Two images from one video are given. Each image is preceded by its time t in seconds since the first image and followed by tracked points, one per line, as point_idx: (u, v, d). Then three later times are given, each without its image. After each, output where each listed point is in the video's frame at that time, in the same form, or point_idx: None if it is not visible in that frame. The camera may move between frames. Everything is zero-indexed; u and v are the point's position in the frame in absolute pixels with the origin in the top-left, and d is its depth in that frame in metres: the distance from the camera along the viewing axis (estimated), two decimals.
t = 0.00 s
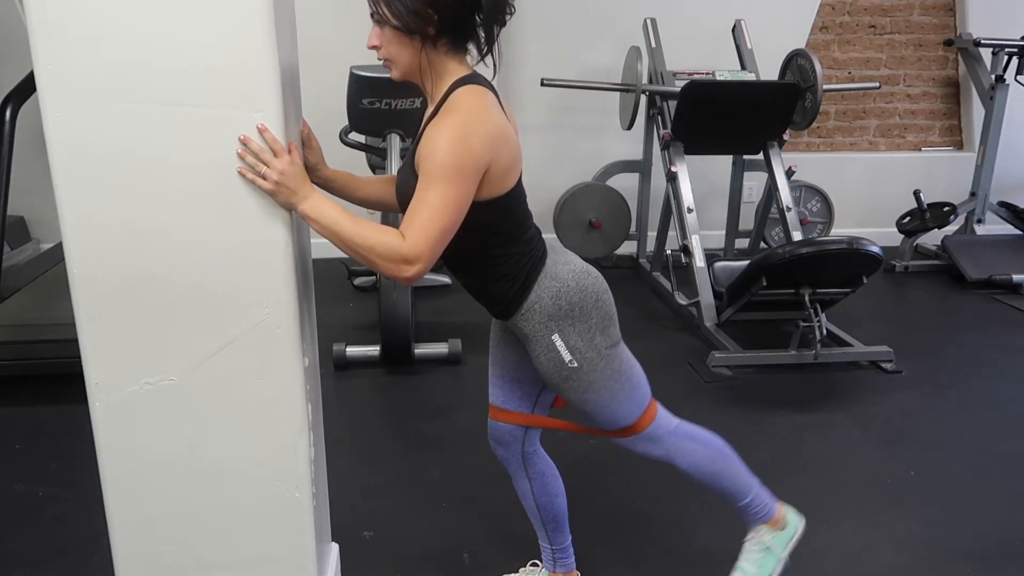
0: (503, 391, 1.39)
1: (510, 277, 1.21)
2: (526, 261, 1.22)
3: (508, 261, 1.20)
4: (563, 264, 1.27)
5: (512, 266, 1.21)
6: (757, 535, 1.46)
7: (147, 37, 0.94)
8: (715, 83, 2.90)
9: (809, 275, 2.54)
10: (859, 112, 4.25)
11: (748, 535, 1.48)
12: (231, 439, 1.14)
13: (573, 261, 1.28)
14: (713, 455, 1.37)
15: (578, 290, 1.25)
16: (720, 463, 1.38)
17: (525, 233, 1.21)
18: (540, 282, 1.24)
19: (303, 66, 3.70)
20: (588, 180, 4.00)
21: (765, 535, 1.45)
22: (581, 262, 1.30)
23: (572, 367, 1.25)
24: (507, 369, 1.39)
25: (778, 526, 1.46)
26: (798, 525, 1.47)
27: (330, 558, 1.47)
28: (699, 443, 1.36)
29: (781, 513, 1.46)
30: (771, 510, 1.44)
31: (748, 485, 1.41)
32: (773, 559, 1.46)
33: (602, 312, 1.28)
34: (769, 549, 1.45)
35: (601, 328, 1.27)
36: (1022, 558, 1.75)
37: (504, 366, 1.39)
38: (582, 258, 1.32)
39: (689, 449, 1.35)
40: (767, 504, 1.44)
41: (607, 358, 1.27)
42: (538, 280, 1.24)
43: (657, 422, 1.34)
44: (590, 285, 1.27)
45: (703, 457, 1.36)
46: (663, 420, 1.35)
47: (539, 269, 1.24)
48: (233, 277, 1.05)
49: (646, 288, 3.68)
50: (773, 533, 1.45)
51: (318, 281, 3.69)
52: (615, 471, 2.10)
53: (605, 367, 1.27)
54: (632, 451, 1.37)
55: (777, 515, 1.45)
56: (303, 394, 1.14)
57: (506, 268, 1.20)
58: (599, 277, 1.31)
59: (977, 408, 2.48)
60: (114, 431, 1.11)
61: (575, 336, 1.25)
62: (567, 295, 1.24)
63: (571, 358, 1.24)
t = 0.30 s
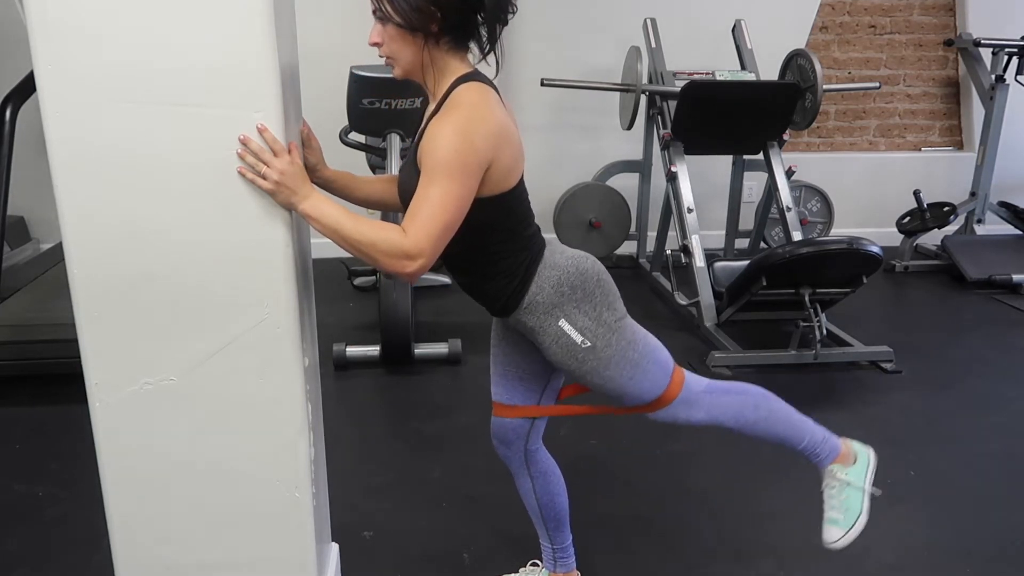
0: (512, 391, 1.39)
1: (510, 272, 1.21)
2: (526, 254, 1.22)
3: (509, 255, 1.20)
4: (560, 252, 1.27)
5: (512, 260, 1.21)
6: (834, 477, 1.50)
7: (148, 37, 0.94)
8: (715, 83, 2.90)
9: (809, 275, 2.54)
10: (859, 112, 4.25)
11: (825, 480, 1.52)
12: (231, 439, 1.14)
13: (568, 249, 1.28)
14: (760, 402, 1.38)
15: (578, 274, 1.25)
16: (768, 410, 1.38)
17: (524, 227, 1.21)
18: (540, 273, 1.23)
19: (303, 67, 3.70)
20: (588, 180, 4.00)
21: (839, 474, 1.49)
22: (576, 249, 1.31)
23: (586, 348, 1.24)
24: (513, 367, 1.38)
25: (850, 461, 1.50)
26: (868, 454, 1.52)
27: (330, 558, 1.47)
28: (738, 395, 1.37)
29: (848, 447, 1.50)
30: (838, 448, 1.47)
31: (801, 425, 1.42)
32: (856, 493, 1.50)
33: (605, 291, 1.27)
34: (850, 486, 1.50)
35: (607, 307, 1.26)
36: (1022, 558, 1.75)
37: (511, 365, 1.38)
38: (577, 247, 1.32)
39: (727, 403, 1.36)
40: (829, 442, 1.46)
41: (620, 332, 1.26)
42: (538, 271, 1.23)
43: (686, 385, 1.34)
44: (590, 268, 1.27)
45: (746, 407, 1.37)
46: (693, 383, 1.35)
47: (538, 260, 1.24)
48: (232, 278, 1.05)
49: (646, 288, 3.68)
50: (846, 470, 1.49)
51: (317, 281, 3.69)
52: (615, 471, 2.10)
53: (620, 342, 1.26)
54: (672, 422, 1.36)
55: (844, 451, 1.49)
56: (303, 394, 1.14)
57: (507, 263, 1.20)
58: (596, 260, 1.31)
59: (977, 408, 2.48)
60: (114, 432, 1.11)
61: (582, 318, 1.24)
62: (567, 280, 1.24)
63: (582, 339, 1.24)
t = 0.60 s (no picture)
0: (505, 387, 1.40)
1: (509, 274, 1.21)
2: (527, 257, 1.22)
3: (509, 257, 1.20)
4: (565, 263, 1.27)
5: (512, 262, 1.21)
6: (736, 550, 1.43)
7: (147, 38, 0.94)
8: (715, 83, 2.90)
9: (809, 275, 2.54)
10: (859, 112, 4.25)
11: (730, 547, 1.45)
12: (232, 439, 1.14)
13: (576, 260, 1.29)
14: (700, 471, 1.35)
15: (578, 290, 1.25)
16: (706, 479, 1.36)
17: (526, 230, 1.21)
18: (540, 280, 1.24)
19: (303, 67, 3.70)
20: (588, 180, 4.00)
21: (745, 551, 1.43)
22: (584, 262, 1.31)
23: (565, 369, 1.25)
24: (508, 366, 1.39)
25: (759, 543, 1.43)
26: (781, 542, 1.44)
27: (330, 558, 1.47)
28: (688, 458, 1.35)
29: (764, 530, 1.43)
30: (755, 526, 1.41)
31: (734, 502, 1.38)
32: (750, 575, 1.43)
33: (601, 313, 1.27)
34: (748, 565, 1.43)
35: (598, 332, 1.27)
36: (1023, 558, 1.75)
37: (505, 363, 1.39)
38: (586, 259, 1.32)
39: (676, 463, 1.34)
40: (750, 519, 1.40)
41: (603, 362, 1.27)
42: (539, 277, 1.24)
43: (646, 432, 1.33)
44: (591, 287, 1.27)
45: (688, 471, 1.34)
46: (653, 431, 1.35)
47: (539, 267, 1.24)
48: (232, 278, 1.05)
49: (645, 288, 3.68)
50: (753, 550, 1.42)
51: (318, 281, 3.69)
52: (615, 471, 2.10)
53: (599, 373, 1.27)
54: (617, 458, 1.37)
55: (760, 532, 1.42)
56: (303, 394, 1.14)
57: (506, 264, 1.21)
58: (601, 279, 1.31)
59: (977, 409, 2.48)
60: (114, 431, 1.11)
61: (571, 337, 1.25)
62: (565, 294, 1.24)
63: (565, 359, 1.25)
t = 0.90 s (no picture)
0: (501, 385, 1.40)
1: (508, 276, 1.21)
2: (528, 261, 1.22)
3: (508, 260, 1.20)
4: (568, 269, 1.26)
5: (511, 266, 1.21)
6: (696, 562, 1.49)
7: (148, 37, 0.94)
8: (715, 83, 2.90)
9: (809, 275, 2.54)
10: (859, 112, 4.25)
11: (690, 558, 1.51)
12: (232, 439, 1.14)
13: (579, 268, 1.28)
14: (670, 490, 1.37)
15: (577, 299, 1.25)
16: (675, 498, 1.38)
17: (527, 234, 1.21)
18: (541, 285, 1.24)
19: (303, 67, 3.70)
20: (588, 180, 4.00)
21: (703, 566, 1.48)
22: (588, 270, 1.30)
23: (555, 377, 1.26)
24: (505, 364, 1.39)
25: (720, 561, 1.48)
26: (740, 561, 1.49)
27: (330, 558, 1.47)
28: (660, 477, 1.36)
29: (725, 549, 1.48)
30: (717, 546, 1.46)
31: (699, 522, 1.42)
32: None
33: (599, 325, 1.27)
34: None
35: (593, 343, 1.27)
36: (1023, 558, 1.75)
37: (501, 361, 1.40)
38: (590, 266, 1.31)
39: (647, 481, 1.36)
40: (714, 539, 1.45)
41: (593, 374, 1.28)
42: (540, 282, 1.24)
43: (623, 446, 1.35)
44: (591, 297, 1.27)
45: (659, 491, 1.36)
46: (630, 446, 1.36)
47: (541, 271, 1.24)
48: (233, 278, 1.05)
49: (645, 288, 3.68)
50: (711, 566, 1.48)
51: (317, 281, 3.69)
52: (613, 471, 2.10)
53: (587, 385, 1.28)
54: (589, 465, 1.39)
55: (721, 550, 1.47)
56: (303, 394, 1.14)
57: (505, 267, 1.21)
58: (603, 289, 1.30)
59: (977, 409, 2.48)
60: (113, 431, 1.11)
61: (565, 347, 1.25)
62: (565, 303, 1.24)
63: (556, 367, 1.26)
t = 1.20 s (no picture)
0: (501, 387, 1.40)
1: (505, 277, 1.21)
2: (524, 263, 1.22)
3: (506, 260, 1.20)
4: (564, 269, 1.26)
5: (508, 266, 1.21)
6: (730, 550, 1.46)
7: (148, 37, 0.94)
8: (715, 83, 2.90)
9: (809, 274, 2.54)
10: (859, 112, 4.25)
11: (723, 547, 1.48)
12: (231, 439, 1.14)
13: (575, 267, 1.28)
14: (690, 476, 1.37)
15: (575, 297, 1.25)
16: (696, 484, 1.37)
17: (524, 235, 1.21)
18: (538, 285, 1.23)
19: (303, 67, 3.70)
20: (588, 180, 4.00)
21: (738, 551, 1.45)
22: (584, 268, 1.30)
23: (559, 375, 1.26)
24: (504, 366, 1.39)
25: (754, 543, 1.45)
26: (775, 541, 1.47)
27: (330, 558, 1.47)
28: (679, 465, 1.36)
29: (758, 530, 1.45)
30: (749, 528, 1.44)
31: (726, 505, 1.40)
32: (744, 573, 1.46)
33: (597, 322, 1.27)
34: (741, 564, 1.45)
35: (593, 340, 1.27)
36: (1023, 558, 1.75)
37: (500, 362, 1.39)
38: (585, 264, 1.31)
39: (666, 469, 1.35)
40: (744, 522, 1.43)
41: (596, 370, 1.28)
42: (537, 283, 1.23)
43: (636, 439, 1.34)
44: (589, 294, 1.27)
45: (679, 479, 1.36)
46: (644, 439, 1.35)
47: (537, 272, 1.24)
48: (233, 278, 1.05)
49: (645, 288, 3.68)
50: (747, 549, 1.45)
51: (318, 281, 3.69)
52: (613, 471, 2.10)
53: (592, 380, 1.27)
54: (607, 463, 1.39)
55: (753, 532, 1.45)
56: (303, 394, 1.14)
57: (502, 268, 1.21)
58: (600, 286, 1.30)
59: (977, 409, 2.48)
60: (113, 431, 1.11)
61: (566, 345, 1.25)
62: (562, 302, 1.24)
63: (559, 366, 1.25)
